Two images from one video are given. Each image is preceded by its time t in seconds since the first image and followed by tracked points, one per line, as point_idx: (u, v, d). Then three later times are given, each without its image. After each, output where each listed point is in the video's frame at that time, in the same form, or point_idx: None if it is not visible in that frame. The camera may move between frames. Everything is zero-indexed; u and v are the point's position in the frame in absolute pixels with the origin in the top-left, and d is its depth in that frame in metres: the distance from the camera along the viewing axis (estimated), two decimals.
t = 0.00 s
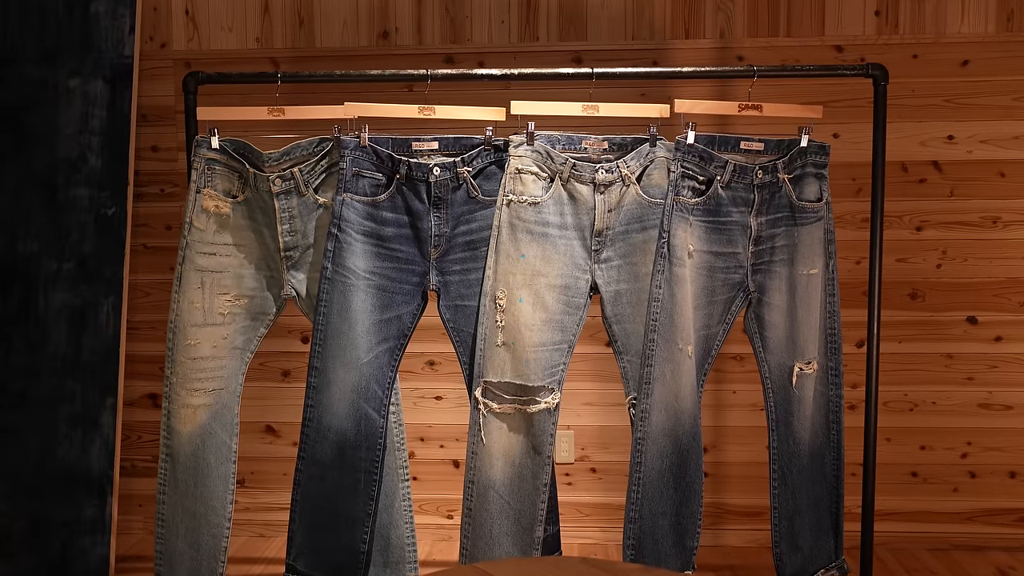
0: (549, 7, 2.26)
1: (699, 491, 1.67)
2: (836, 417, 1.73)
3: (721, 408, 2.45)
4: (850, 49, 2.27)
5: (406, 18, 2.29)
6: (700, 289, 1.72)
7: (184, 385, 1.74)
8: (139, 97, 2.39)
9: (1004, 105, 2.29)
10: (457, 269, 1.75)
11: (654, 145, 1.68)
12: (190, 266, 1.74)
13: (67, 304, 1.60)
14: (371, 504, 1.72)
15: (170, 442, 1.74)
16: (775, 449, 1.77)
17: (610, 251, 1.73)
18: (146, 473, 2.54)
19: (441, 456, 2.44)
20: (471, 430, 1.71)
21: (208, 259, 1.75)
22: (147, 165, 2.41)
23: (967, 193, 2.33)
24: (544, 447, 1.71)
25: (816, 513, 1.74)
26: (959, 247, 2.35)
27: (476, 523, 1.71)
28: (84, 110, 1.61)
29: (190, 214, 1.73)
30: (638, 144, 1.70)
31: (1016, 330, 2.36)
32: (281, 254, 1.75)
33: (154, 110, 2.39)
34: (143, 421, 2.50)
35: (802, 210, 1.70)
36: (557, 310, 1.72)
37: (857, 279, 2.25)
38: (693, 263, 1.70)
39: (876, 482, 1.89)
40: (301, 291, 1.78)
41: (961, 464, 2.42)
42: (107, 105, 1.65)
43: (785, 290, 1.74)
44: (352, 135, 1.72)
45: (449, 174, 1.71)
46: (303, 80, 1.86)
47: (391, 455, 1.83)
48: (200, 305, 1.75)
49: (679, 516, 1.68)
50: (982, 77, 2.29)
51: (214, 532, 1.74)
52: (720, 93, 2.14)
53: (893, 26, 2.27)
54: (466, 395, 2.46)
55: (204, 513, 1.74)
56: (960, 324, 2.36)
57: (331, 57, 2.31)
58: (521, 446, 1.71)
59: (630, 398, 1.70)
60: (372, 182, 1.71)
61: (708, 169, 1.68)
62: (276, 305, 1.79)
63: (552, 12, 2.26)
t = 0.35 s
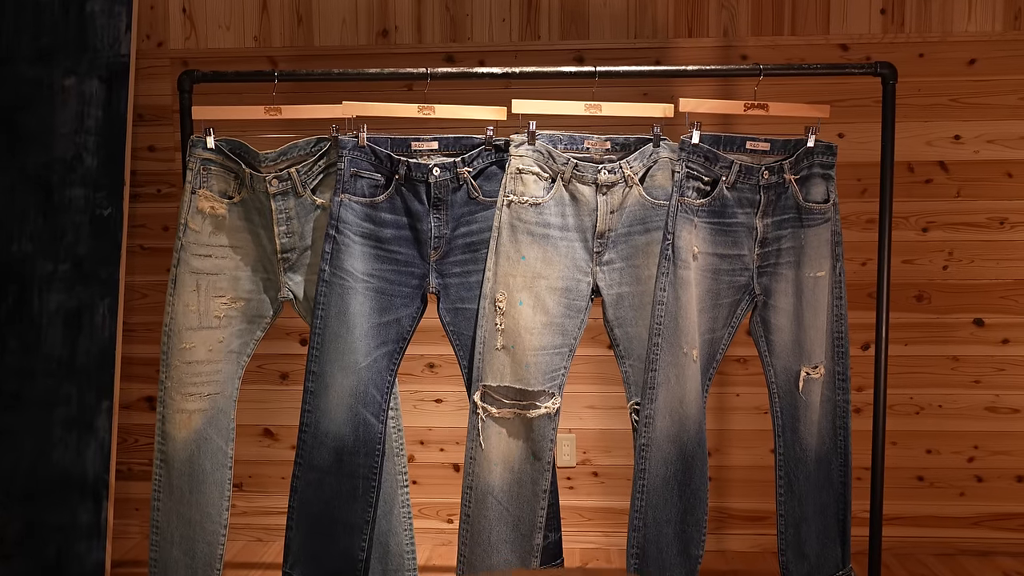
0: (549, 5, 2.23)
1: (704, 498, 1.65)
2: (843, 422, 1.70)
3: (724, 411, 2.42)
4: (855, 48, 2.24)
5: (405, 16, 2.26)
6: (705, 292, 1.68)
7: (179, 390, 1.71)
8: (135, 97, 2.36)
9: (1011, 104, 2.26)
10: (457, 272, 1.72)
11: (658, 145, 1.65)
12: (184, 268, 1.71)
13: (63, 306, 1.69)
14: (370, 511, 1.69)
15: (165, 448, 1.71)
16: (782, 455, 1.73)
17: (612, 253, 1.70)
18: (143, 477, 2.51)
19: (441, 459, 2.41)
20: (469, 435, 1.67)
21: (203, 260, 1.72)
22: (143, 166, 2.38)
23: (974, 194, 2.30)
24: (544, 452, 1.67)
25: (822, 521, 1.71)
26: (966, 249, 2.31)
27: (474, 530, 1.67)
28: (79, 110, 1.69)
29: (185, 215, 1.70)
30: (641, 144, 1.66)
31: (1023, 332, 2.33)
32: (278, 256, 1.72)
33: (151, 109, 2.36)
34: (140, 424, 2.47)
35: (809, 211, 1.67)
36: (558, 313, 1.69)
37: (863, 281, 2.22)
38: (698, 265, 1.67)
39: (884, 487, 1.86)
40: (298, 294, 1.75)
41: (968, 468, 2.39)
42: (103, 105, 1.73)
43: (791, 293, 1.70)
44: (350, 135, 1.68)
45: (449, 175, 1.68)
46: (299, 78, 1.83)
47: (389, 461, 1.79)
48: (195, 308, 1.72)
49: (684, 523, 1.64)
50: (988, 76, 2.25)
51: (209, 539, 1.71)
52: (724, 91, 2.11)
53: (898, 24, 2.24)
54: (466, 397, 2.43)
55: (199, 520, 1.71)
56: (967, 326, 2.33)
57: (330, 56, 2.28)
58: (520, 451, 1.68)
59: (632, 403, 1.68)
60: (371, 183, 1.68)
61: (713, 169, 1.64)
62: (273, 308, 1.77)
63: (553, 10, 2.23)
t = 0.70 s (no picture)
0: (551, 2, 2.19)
1: (709, 506, 1.61)
2: (853, 428, 1.66)
3: (728, 415, 2.37)
4: (862, 45, 2.19)
5: (404, 13, 2.22)
6: (710, 295, 1.64)
7: (171, 395, 1.66)
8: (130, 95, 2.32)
9: (1020, 103, 2.22)
10: (456, 274, 1.68)
11: (663, 144, 1.60)
12: (177, 270, 1.66)
13: (56, 309, 1.77)
14: (367, 519, 1.65)
15: (157, 455, 1.67)
16: (790, 462, 1.70)
17: (615, 255, 1.66)
18: (138, 481, 2.46)
19: (440, 463, 2.37)
20: (468, 441, 1.63)
21: (196, 262, 1.67)
22: (138, 165, 2.34)
23: (982, 194, 2.25)
24: (544, 459, 1.63)
25: (831, 529, 1.67)
26: (974, 250, 2.27)
27: (473, 539, 1.63)
28: (73, 109, 1.77)
29: (177, 216, 1.65)
30: (645, 143, 1.62)
31: None
32: (273, 258, 1.68)
33: (146, 108, 2.32)
34: (134, 428, 2.43)
35: (818, 212, 1.62)
36: (560, 317, 1.65)
37: (870, 283, 2.17)
38: (703, 268, 1.62)
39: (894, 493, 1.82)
40: (294, 297, 1.71)
41: (976, 473, 2.34)
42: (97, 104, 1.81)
43: (799, 295, 1.66)
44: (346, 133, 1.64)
45: (448, 175, 1.64)
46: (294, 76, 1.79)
47: (386, 468, 1.75)
48: (188, 311, 1.67)
49: (689, 533, 1.60)
50: (997, 74, 2.21)
51: (203, 548, 1.67)
52: (729, 89, 2.07)
53: (905, 21, 2.19)
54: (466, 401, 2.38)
55: (192, 528, 1.67)
56: (975, 329, 2.29)
57: (328, 55, 2.24)
58: (520, 458, 1.64)
59: (635, 409, 1.65)
60: (368, 183, 1.63)
61: (719, 169, 1.60)
62: (269, 311, 1.73)
63: (554, 7, 2.19)
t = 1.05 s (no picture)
0: None
1: (716, 518, 1.55)
2: (864, 436, 1.60)
3: (733, 419, 2.32)
4: (869, 41, 2.14)
5: (400, 9, 2.16)
6: (716, 298, 1.59)
7: (158, 402, 1.61)
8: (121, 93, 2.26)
9: None
10: (453, 276, 1.62)
11: (666, 142, 1.55)
12: (164, 272, 1.61)
13: (45, 311, 1.77)
14: (361, 531, 1.59)
15: (143, 463, 1.61)
16: (799, 471, 1.65)
17: (617, 257, 1.60)
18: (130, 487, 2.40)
19: (438, 469, 2.31)
20: (465, 450, 1.58)
21: (184, 265, 1.62)
22: (129, 164, 2.28)
23: (993, 193, 2.19)
24: (544, 469, 1.58)
25: (841, 541, 1.61)
26: (983, 250, 2.21)
27: (470, 551, 1.58)
28: (62, 107, 1.77)
29: (164, 216, 1.60)
30: (648, 140, 1.57)
31: None
32: (263, 260, 1.63)
33: (138, 106, 2.26)
34: (125, 432, 2.37)
35: (828, 212, 1.57)
36: (560, 320, 1.59)
37: (879, 284, 2.12)
38: (709, 270, 1.57)
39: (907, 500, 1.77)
40: (285, 300, 1.65)
41: (986, 478, 2.28)
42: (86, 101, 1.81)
43: (808, 298, 1.61)
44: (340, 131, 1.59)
45: (445, 173, 1.58)
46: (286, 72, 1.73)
47: (381, 476, 1.70)
48: (176, 315, 1.62)
49: (695, 545, 1.55)
50: (1007, 71, 2.15)
51: (191, 559, 1.62)
52: (733, 84, 2.01)
53: (914, 16, 2.13)
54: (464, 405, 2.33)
55: (180, 540, 1.61)
56: (985, 331, 2.23)
57: (323, 52, 2.18)
58: (519, 467, 1.58)
59: (639, 416, 1.59)
60: (361, 182, 1.58)
61: (725, 168, 1.54)
62: (259, 314, 1.68)
63: (555, 2, 2.13)
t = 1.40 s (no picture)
0: None
1: (722, 530, 1.49)
2: (877, 445, 1.53)
3: (737, 424, 2.25)
4: (877, 37, 2.07)
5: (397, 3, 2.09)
6: (723, 302, 1.52)
7: (142, 409, 1.55)
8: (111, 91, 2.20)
9: None
10: (449, 279, 1.56)
11: (671, 139, 1.48)
12: (148, 275, 1.54)
13: (33, 313, 1.73)
14: (353, 544, 1.53)
15: (126, 474, 1.55)
16: (809, 481, 1.59)
17: (620, 259, 1.54)
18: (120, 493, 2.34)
19: (435, 474, 2.25)
20: (462, 460, 1.52)
21: (169, 267, 1.56)
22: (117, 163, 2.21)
23: (1005, 193, 2.13)
24: (545, 480, 1.51)
25: (853, 554, 1.55)
26: (994, 251, 2.15)
27: (468, 566, 1.52)
28: (50, 104, 1.73)
29: (148, 217, 1.53)
30: (652, 137, 1.50)
31: None
32: (252, 262, 1.57)
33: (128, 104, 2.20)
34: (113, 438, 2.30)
35: (839, 212, 1.50)
36: (561, 325, 1.53)
37: (888, 285, 2.05)
38: (715, 272, 1.50)
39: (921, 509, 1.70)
40: (275, 304, 1.59)
41: (997, 485, 2.22)
42: (75, 98, 1.76)
43: (818, 301, 1.54)
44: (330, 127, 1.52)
45: (440, 172, 1.51)
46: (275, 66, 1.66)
47: (374, 487, 1.64)
48: (160, 319, 1.56)
49: (701, 559, 1.49)
50: (1019, 66, 2.09)
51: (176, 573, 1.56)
52: (739, 79, 1.94)
53: (923, 11, 2.07)
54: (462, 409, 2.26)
55: (164, 553, 1.55)
56: (997, 334, 2.17)
57: (318, 48, 2.12)
58: (518, 477, 1.52)
59: (643, 424, 1.53)
60: (352, 181, 1.51)
61: (732, 165, 1.48)
62: (248, 318, 1.61)
63: None
